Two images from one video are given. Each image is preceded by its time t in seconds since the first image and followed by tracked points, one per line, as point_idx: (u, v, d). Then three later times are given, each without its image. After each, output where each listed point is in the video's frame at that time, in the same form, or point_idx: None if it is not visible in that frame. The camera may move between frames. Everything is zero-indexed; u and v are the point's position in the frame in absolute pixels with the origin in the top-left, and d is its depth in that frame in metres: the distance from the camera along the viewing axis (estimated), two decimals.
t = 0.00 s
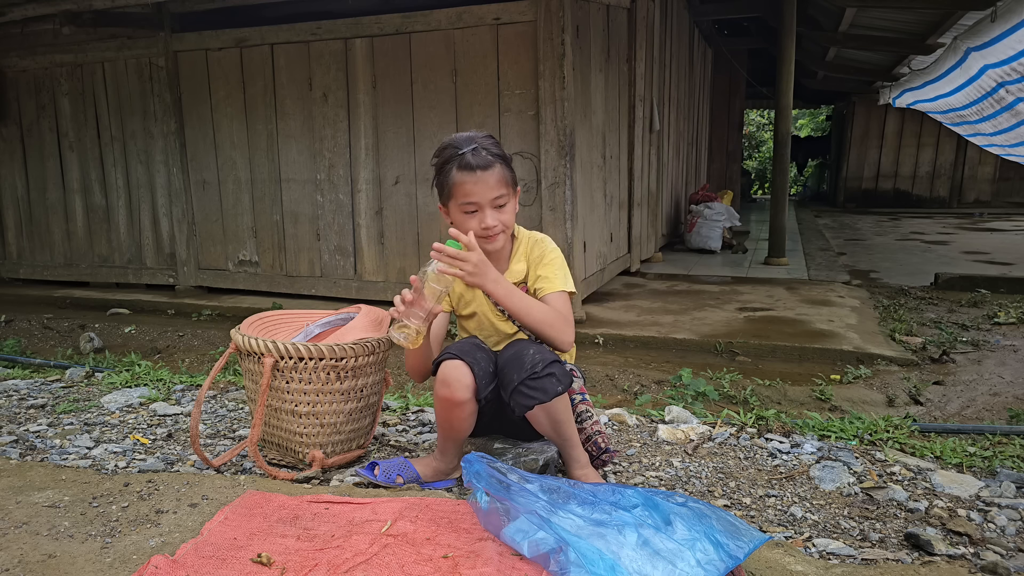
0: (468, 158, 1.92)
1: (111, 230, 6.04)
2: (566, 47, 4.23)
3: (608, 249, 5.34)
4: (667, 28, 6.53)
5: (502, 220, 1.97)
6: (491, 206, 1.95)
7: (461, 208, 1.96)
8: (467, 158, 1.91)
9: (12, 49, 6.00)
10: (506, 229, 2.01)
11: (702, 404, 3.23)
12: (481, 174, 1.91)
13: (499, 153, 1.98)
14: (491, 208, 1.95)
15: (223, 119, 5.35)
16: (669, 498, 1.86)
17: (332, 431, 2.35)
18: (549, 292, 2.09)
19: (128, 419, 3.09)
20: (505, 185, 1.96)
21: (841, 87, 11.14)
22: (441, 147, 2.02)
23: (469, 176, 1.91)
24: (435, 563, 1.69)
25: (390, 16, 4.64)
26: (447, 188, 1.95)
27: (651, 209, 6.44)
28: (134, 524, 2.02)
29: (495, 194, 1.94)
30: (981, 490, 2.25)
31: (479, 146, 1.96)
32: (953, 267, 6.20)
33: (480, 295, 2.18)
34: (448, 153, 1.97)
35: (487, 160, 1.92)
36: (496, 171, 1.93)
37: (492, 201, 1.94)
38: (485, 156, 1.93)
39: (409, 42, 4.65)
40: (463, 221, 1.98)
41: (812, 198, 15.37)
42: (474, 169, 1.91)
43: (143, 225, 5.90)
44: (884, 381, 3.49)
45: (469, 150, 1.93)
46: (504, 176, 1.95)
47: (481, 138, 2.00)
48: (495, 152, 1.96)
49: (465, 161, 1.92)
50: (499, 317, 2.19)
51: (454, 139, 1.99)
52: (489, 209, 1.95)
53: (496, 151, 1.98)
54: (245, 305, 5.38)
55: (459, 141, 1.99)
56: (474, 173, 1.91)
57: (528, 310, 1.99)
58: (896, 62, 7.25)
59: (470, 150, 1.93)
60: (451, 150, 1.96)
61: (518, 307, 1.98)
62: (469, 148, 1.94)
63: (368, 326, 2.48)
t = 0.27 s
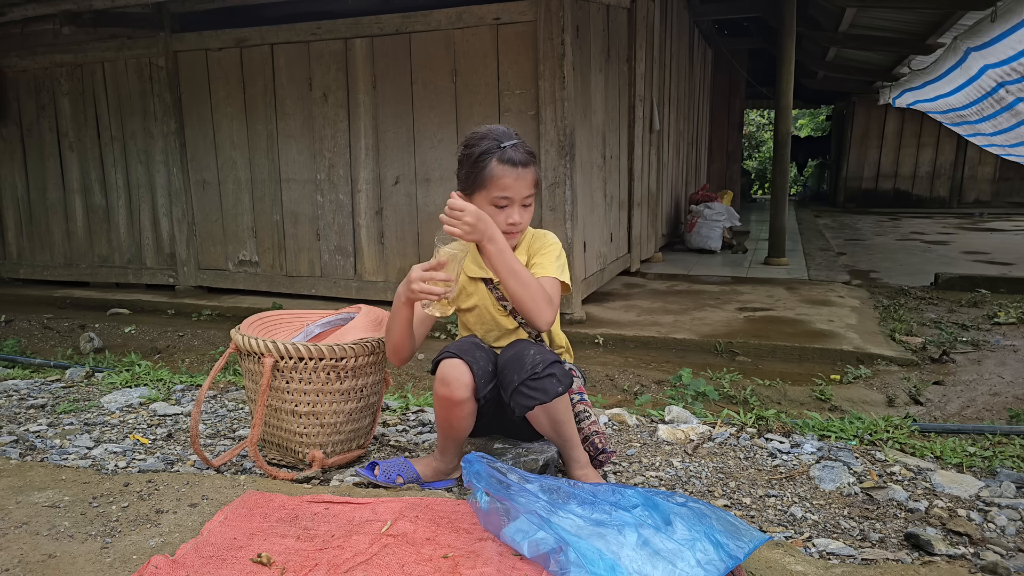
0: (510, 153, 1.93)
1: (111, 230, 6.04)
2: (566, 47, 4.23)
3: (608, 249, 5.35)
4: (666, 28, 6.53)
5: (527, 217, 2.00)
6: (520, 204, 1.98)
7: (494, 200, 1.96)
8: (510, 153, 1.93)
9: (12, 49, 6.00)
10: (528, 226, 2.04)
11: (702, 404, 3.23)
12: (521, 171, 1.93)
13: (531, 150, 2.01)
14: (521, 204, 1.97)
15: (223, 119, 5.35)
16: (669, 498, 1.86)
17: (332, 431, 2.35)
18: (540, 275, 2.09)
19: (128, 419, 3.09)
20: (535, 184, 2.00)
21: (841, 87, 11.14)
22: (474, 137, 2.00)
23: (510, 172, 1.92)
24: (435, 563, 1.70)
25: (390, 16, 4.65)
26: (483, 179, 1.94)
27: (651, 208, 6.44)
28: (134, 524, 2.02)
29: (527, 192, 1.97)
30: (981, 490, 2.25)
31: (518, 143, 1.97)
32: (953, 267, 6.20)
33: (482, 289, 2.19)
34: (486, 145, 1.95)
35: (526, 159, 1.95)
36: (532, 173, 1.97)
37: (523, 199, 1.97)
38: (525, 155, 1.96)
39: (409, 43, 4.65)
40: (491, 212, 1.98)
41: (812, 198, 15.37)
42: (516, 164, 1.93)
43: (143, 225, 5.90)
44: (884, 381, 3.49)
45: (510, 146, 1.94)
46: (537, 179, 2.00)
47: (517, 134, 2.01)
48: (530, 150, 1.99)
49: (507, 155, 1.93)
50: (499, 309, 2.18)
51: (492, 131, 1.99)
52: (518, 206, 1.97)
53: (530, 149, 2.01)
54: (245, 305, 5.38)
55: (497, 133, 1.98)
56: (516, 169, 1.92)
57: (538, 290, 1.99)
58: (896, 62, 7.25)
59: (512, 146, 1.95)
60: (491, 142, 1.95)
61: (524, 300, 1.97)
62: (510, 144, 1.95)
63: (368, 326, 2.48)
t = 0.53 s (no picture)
0: (536, 156, 1.95)
1: (111, 230, 6.04)
2: (566, 47, 4.23)
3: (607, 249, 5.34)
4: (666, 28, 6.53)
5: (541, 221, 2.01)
6: (537, 207, 1.98)
7: (512, 200, 1.96)
8: (534, 156, 1.95)
9: (12, 49, 6.00)
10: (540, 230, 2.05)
11: (702, 405, 3.23)
12: (543, 175, 1.95)
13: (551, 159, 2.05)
14: (539, 208, 1.98)
15: (223, 119, 5.35)
16: (668, 499, 1.86)
17: (332, 431, 2.35)
18: (538, 280, 2.08)
19: (128, 419, 3.09)
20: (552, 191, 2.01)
21: (841, 87, 11.14)
22: (498, 136, 2.01)
23: (533, 174, 1.93)
24: (435, 563, 1.70)
25: (390, 16, 4.65)
26: (506, 178, 1.94)
27: (651, 209, 6.44)
28: (134, 524, 2.02)
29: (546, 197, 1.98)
30: (980, 490, 2.25)
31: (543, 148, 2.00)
32: (952, 267, 6.20)
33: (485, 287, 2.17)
34: (511, 145, 1.96)
35: (548, 165, 1.98)
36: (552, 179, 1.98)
37: (540, 203, 1.98)
38: (547, 161, 1.98)
39: (409, 42, 4.65)
40: (506, 212, 1.98)
41: (812, 198, 15.37)
42: (539, 168, 1.95)
43: (143, 225, 5.90)
44: (884, 381, 3.49)
45: (535, 150, 1.96)
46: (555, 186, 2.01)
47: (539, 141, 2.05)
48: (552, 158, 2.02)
49: (532, 159, 1.94)
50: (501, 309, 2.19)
51: (518, 133, 2.01)
52: (535, 209, 1.98)
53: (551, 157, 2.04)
54: (245, 305, 5.38)
55: (523, 136, 2.01)
56: (538, 172, 1.94)
57: (530, 295, 1.97)
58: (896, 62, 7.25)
59: (535, 150, 1.97)
60: (518, 143, 1.96)
61: (516, 307, 1.97)
62: (535, 148, 1.98)
63: (368, 326, 2.48)
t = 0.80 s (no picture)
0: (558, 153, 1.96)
1: (111, 230, 6.04)
2: (566, 47, 4.23)
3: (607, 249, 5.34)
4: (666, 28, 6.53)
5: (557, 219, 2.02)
6: (554, 205, 1.99)
7: (531, 196, 1.96)
8: (555, 154, 1.96)
9: (12, 49, 6.00)
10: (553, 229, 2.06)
11: (702, 404, 3.23)
12: (563, 173, 1.96)
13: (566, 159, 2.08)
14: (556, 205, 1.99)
15: (223, 119, 5.35)
16: (668, 499, 1.86)
17: (332, 431, 2.35)
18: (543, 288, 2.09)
19: (128, 419, 3.09)
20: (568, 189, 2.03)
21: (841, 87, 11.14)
22: (517, 131, 2.01)
23: (555, 171, 1.94)
24: (435, 563, 1.70)
25: (390, 16, 4.65)
26: (528, 173, 1.94)
27: (651, 209, 6.44)
28: (134, 524, 2.02)
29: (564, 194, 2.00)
30: (981, 490, 2.25)
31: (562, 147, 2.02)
32: (952, 267, 6.20)
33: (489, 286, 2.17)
34: (532, 141, 1.97)
35: (567, 164, 1.99)
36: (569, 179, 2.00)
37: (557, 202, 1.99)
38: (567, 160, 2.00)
39: (409, 42, 4.65)
40: (524, 208, 1.97)
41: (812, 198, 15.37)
42: (560, 166, 1.96)
43: (143, 225, 5.90)
44: (884, 381, 3.49)
45: (557, 147, 1.98)
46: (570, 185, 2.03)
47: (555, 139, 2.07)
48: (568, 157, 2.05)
49: (555, 156, 1.96)
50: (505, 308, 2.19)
51: (538, 130, 2.02)
52: (552, 207, 1.99)
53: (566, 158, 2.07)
54: (245, 305, 5.38)
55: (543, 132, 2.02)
56: (558, 170, 1.95)
57: (526, 309, 1.99)
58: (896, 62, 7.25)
59: (556, 148, 1.98)
60: (540, 139, 1.97)
61: (513, 320, 2.00)
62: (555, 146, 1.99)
63: (369, 326, 2.48)
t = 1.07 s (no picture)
0: (554, 163, 1.92)
1: (111, 230, 6.04)
2: (566, 47, 4.23)
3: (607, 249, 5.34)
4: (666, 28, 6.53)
5: (552, 228, 1.99)
6: (549, 214, 1.96)
7: (523, 205, 1.94)
8: (551, 162, 1.92)
9: (12, 49, 6.00)
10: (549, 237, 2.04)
11: (702, 404, 3.23)
12: (558, 184, 1.92)
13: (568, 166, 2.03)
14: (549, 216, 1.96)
15: (223, 119, 5.35)
16: (668, 499, 1.86)
17: (332, 431, 2.35)
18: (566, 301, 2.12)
19: (128, 419, 3.09)
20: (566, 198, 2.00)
21: (841, 87, 11.14)
22: (516, 136, 1.99)
23: (549, 182, 1.91)
24: (435, 563, 1.70)
25: (390, 16, 4.65)
26: (519, 182, 1.92)
27: (651, 209, 6.44)
28: (134, 524, 2.02)
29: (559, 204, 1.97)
30: (981, 490, 2.25)
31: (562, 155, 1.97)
32: (952, 267, 6.20)
33: (491, 288, 2.17)
34: (529, 148, 1.93)
35: (564, 173, 1.94)
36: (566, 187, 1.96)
37: (552, 211, 1.96)
38: (564, 168, 1.95)
39: (409, 42, 4.65)
40: (516, 217, 1.96)
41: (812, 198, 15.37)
42: (555, 176, 1.92)
43: (143, 225, 5.90)
44: (884, 381, 3.49)
45: (554, 157, 1.93)
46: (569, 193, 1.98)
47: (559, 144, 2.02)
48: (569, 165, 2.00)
49: (550, 166, 1.92)
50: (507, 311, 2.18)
51: (538, 135, 1.98)
52: (546, 216, 1.96)
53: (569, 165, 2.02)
54: (245, 305, 5.38)
55: (542, 139, 1.98)
56: (552, 180, 1.91)
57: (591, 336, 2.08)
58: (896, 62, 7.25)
59: (553, 156, 1.94)
60: (537, 148, 1.93)
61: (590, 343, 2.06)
62: (553, 154, 1.94)
63: (369, 326, 2.48)
